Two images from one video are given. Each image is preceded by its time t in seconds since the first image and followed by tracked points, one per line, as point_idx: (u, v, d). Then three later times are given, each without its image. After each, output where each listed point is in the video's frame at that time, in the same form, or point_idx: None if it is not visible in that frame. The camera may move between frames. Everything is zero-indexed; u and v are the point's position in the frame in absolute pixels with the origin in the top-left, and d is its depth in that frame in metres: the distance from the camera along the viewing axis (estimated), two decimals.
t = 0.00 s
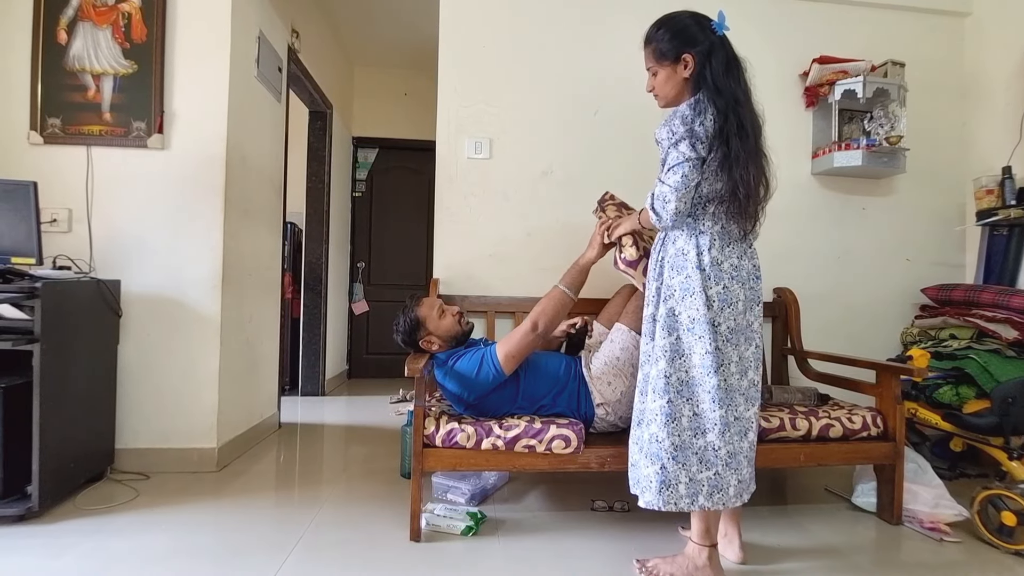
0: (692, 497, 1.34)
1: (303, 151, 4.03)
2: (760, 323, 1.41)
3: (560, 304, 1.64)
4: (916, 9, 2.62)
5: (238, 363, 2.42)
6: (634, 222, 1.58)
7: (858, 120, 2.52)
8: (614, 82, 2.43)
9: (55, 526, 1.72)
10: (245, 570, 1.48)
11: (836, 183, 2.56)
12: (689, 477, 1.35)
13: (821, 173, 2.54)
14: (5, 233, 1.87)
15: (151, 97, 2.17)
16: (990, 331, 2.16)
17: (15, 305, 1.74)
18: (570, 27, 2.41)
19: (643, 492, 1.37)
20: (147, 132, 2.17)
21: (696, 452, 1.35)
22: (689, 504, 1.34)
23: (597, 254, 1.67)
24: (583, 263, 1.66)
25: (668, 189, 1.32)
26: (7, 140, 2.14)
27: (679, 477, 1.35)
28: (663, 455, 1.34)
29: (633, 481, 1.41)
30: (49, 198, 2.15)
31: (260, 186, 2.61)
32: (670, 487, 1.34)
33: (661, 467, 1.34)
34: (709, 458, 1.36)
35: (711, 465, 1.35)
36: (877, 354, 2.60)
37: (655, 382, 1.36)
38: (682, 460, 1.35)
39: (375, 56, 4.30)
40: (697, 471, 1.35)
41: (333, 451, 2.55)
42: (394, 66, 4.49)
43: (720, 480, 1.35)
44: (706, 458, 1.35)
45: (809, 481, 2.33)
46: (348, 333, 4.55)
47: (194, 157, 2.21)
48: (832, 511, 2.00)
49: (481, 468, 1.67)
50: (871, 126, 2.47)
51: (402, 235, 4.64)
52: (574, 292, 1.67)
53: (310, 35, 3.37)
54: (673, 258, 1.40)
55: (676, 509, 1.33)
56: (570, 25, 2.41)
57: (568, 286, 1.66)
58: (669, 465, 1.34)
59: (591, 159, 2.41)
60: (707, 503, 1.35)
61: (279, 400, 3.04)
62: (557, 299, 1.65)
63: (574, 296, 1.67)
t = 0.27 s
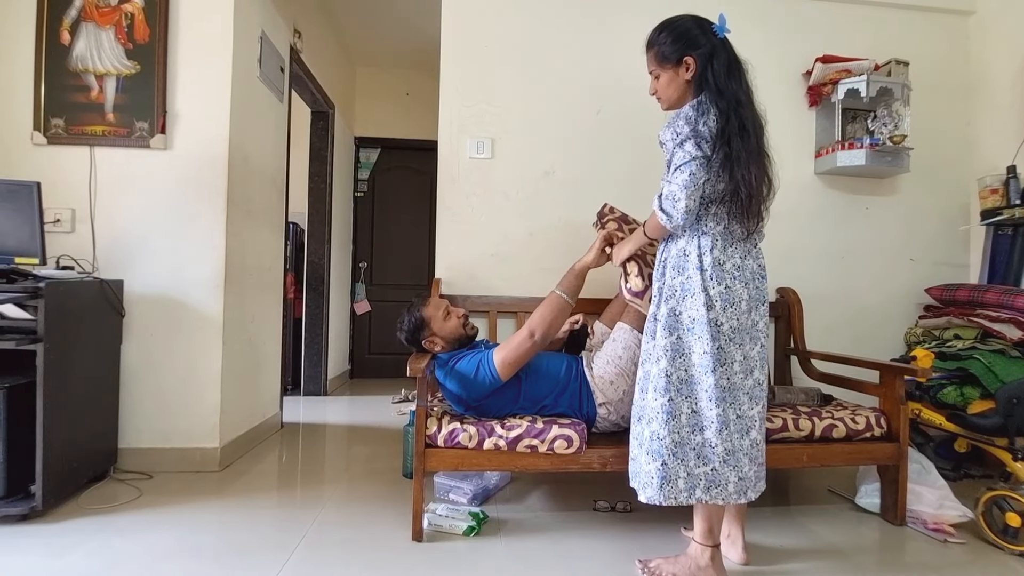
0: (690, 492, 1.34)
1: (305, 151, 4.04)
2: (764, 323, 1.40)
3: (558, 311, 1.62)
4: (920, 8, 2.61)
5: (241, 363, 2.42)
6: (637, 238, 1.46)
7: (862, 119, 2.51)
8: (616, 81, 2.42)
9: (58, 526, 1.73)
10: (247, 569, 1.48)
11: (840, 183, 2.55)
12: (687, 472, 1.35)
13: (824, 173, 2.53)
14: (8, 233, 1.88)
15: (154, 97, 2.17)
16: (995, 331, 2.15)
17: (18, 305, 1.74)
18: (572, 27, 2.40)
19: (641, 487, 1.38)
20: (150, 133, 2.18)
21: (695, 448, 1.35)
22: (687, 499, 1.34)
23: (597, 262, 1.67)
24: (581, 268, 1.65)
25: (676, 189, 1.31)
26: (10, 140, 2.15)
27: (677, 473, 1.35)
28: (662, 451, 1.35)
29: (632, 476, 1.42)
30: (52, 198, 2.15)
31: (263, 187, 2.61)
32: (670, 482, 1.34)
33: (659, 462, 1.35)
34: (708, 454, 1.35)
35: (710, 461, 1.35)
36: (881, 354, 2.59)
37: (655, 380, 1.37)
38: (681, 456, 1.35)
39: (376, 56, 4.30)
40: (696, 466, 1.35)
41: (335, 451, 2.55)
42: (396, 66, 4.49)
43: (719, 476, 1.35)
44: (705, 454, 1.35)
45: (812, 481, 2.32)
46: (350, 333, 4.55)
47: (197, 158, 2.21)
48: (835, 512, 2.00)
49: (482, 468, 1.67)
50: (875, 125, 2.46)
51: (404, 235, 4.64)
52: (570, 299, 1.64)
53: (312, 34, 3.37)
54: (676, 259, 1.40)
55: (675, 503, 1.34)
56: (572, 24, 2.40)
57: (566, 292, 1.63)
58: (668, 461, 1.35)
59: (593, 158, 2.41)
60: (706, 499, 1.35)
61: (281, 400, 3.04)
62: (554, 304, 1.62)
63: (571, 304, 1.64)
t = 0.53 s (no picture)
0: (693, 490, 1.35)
1: (308, 152, 4.04)
2: (770, 323, 1.39)
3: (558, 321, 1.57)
4: (924, 7, 2.60)
5: (243, 363, 2.43)
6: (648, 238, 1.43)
7: (865, 118, 2.50)
8: (618, 81, 2.42)
9: (62, 525, 1.73)
10: (249, 569, 1.48)
11: (843, 182, 2.54)
12: (689, 470, 1.36)
13: (827, 173, 2.52)
14: (12, 233, 1.88)
15: (157, 98, 2.18)
16: (999, 331, 2.15)
17: (22, 304, 1.75)
18: (573, 27, 2.40)
19: (643, 484, 1.39)
20: (153, 133, 2.18)
21: (698, 447, 1.36)
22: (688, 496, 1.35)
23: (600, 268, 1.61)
24: (582, 275, 1.58)
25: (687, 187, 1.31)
26: (13, 140, 2.15)
27: (679, 471, 1.36)
28: (664, 450, 1.35)
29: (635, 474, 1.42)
30: (55, 198, 2.16)
31: (265, 187, 2.61)
32: (671, 480, 1.35)
33: (662, 461, 1.36)
34: (711, 453, 1.36)
35: (713, 460, 1.35)
36: (884, 354, 2.58)
37: (658, 380, 1.37)
38: (682, 454, 1.36)
39: (379, 56, 4.31)
40: (698, 464, 1.36)
41: (337, 451, 2.55)
42: (398, 66, 4.49)
43: (723, 475, 1.34)
44: (708, 453, 1.36)
45: (816, 482, 2.31)
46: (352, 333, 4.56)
47: (199, 157, 2.21)
48: (838, 513, 1.99)
49: (484, 468, 1.67)
50: (878, 124, 2.45)
51: (406, 235, 4.64)
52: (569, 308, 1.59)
53: (314, 35, 3.37)
54: (680, 259, 1.40)
55: (676, 500, 1.35)
56: (574, 23, 2.40)
57: (565, 300, 1.57)
58: (670, 459, 1.36)
59: (595, 158, 2.40)
60: (708, 498, 1.36)
61: (283, 400, 3.05)
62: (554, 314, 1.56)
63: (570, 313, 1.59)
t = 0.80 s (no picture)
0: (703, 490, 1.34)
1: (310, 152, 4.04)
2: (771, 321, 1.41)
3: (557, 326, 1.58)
4: (927, 5, 2.59)
5: (246, 363, 2.43)
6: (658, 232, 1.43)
7: (869, 118, 2.50)
8: (620, 81, 2.42)
9: (64, 524, 1.73)
10: (250, 569, 1.48)
11: (846, 182, 2.54)
12: (697, 469, 1.35)
13: (830, 172, 2.51)
14: (15, 233, 1.89)
15: (159, 98, 2.18)
16: (1004, 331, 2.13)
17: (26, 304, 1.75)
18: (575, 26, 2.40)
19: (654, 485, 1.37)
20: (156, 133, 2.18)
21: (705, 446, 1.35)
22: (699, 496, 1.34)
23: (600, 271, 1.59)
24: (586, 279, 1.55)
25: (701, 184, 1.30)
26: (17, 141, 2.16)
27: (690, 471, 1.34)
28: (675, 450, 1.33)
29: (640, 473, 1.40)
30: (59, 198, 2.17)
31: (267, 187, 2.62)
32: (681, 480, 1.34)
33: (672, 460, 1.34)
34: (718, 451, 1.35)
35: (721, 458, 1.35)
36: (888, 354, 2.57)
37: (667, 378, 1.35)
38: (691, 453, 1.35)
39: (381, 56, 4.31)
40: (705, 463, 1.35)
41: (339, 451, 2.55)
42: (401, 66, 4.49)
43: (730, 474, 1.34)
44: (715, 452, 1.35)
45: (819, 483, 2.30)
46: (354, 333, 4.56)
47: (202, 157, 2.22)
48: (842, 514, 1.98)
49: (486, 468, 1.66)
50: (882, 124, 2.45)
51: (408, 235, 4.65)
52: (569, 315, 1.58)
53: (316, 35, 3.38)
54: (685, 257, 1.39)
55: (687, 501, 1.34)
56: (576, 23, 2.40)
57: (568, 305, 1.56)
58: (681, 460, 1.34)
59: (597, 158, 2.40)
60: (716, 497, 1.35)
61: (285, 400, 3.05)
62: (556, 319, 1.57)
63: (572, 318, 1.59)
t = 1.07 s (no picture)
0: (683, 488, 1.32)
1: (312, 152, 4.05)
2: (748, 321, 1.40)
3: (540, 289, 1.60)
4: (931, 4, 2.58)
5: (248, 363, 2.43)
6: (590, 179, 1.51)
7: (872, 117, 2.49)
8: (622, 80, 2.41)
9: (67, 524, 1.74)
10: (252, 569, 1.48)
11: (849, 182, 2.53)
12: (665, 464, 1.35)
13: (833, 172, 2.50)
14: (19, 233, 1.90)
15: (162, 98, 2.18)
16: (1010, 333, 2.13)
17: (29, 304, 1.76)
18: (577, 26, 2.39)
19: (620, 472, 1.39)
20: (158, 133, 2.19)
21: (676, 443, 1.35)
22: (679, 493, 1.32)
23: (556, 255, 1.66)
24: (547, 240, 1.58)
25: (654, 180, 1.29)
26: (20, 141, 2.17)
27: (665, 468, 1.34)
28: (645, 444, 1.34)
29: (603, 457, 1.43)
30: (62, 198, 2.17)
31: (269, 186, 2.62)
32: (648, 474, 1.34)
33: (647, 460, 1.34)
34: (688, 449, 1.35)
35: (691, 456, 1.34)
36: (892, 355, 2.56)
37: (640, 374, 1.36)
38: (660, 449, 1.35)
39: (383, 56, 4.31)
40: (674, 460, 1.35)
41: (341, 451, 2.55)
42: (403, 66, 4.49)
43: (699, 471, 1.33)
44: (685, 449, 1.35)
45: (822, 483, 2.30)
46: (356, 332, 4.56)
47: (204, 157, 2.22)
48: (845, 515, 1.97)
49: (488, 469, 1.66)
50: (885, 123, 2.44)
51: (411, 235, 4.65)
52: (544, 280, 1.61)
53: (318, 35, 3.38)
54: (661, 255, 1.39)
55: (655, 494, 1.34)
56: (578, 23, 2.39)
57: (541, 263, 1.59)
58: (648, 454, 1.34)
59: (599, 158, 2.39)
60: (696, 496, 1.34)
61: (287, 400, 3.05)
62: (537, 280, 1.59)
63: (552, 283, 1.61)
